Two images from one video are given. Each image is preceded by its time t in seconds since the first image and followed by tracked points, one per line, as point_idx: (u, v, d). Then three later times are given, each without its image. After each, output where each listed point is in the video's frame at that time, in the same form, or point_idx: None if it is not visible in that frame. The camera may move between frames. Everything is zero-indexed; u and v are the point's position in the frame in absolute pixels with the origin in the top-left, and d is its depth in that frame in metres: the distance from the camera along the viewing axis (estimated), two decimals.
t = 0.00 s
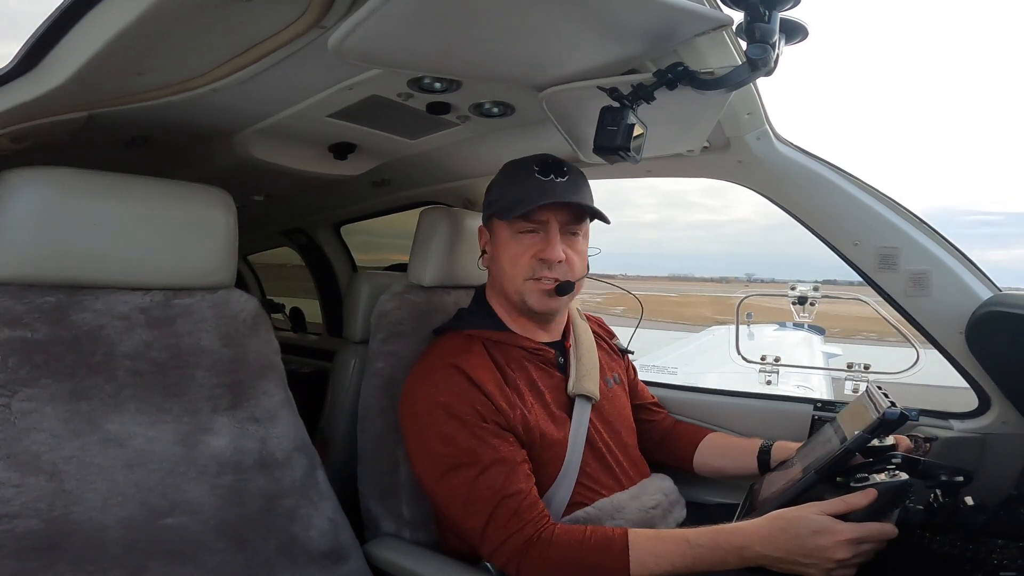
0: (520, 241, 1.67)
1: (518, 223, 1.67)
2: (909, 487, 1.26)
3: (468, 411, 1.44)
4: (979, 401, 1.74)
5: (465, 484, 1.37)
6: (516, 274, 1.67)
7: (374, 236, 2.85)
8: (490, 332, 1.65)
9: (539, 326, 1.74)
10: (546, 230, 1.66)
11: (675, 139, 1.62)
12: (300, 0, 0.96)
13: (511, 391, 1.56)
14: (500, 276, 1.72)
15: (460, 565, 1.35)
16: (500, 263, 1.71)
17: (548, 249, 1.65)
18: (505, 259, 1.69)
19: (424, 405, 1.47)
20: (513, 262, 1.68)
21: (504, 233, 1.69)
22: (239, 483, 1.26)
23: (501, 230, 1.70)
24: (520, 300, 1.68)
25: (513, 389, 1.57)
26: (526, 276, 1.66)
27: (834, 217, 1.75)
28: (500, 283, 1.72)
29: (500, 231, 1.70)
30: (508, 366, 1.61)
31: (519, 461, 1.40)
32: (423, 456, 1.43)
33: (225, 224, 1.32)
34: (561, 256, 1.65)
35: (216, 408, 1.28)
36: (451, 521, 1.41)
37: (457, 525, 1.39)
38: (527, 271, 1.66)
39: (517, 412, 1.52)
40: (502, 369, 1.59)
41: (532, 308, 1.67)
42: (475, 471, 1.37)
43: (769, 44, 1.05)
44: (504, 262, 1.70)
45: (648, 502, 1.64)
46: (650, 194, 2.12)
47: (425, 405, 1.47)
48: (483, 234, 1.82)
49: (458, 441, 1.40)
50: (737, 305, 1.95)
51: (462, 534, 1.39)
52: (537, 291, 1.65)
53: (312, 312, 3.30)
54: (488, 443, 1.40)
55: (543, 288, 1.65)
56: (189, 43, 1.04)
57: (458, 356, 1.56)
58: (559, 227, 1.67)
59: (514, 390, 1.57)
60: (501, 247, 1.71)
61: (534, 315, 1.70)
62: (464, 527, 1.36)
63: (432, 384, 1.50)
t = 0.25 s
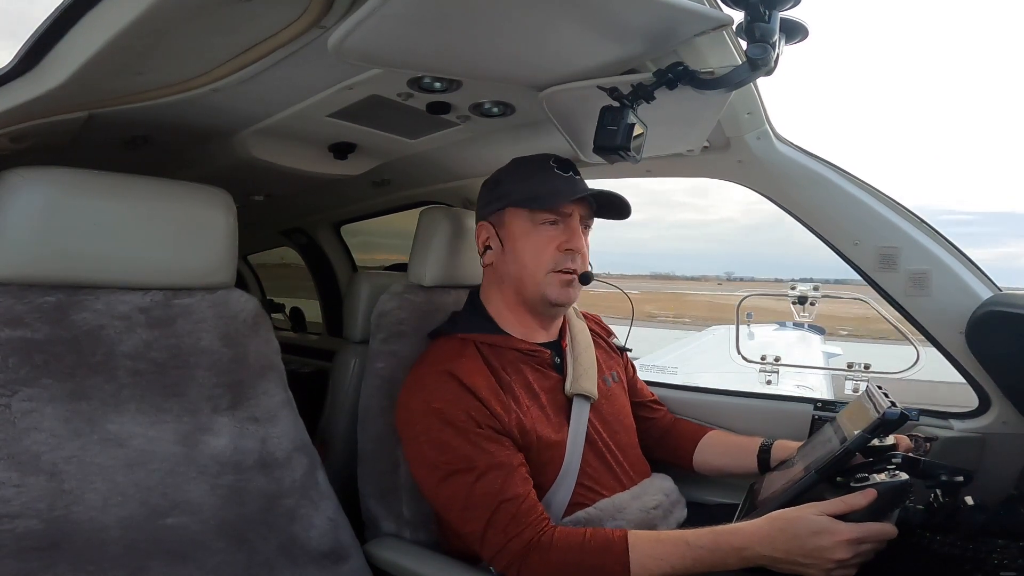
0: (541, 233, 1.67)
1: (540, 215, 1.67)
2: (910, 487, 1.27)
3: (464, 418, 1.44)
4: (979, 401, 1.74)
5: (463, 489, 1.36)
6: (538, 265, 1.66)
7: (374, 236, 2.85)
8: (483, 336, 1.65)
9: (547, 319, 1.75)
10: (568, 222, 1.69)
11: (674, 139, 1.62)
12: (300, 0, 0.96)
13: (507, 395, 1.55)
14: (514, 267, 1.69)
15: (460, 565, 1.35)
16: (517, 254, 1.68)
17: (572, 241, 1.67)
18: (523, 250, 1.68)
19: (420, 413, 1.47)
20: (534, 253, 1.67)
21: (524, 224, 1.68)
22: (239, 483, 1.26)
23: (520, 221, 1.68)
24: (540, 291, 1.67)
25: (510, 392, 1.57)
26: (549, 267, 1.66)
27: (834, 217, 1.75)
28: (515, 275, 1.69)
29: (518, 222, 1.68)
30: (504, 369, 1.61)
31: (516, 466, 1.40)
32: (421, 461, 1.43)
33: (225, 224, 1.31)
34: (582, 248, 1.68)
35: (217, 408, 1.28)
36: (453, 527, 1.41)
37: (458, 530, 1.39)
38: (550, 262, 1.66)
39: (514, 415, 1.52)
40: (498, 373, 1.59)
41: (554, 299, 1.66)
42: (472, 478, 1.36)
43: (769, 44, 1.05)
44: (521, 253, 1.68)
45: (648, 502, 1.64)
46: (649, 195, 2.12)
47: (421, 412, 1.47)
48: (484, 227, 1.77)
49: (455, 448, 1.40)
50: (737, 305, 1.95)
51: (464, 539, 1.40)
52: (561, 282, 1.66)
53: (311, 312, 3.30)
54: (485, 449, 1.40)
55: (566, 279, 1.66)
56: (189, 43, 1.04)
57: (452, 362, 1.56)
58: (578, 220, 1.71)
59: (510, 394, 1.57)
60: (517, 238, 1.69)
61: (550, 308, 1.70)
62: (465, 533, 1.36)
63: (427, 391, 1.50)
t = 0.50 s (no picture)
0: (553, 227, 1.67)
1: (551, 209, 1.68)
2: (910, 487, 1.29)
3: (465, 419, 1.44)
4: (979, 401, 1.74)
5: (464, 491, 1.37)
6: (552, 258, 1.66)
7: (374, 236, 2.85)
8: (482, 336, 1.65)
9: (555, 314, 1.75)
10: (578, 216, 1.71)
11: (674, 139, 1.62)
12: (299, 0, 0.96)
13: (508, 396, 1.55)
14: (525, 262, 1.68)
15: (460, 565, 1.35)
16: (529, 248, 1.68)
17: (583, 234, 1.70)
18: (536, 244, 1.67)
19: (421, 414, 1.47)
20: (547, 247, 1.67)
21: (535, 219, 1.68)
22: (239, 483, 1.26)
23: (531, 216, 1.68)
24: (554, 284, 1.66)
25: (510, 393, 1.57)
26: (562, 260, 1.66)
27: (834, 217, 1.75)
28: (526, 269, 1.68)
29: (529, 217, 1.68)
30: (505, 369, 1.61)
31: (517, 467, 1.40)
32: (422, 463, 1.44)
33: (225, 224, 1.32)
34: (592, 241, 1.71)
35: (217, 408, 1.28)
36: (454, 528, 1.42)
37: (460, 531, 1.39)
38: (563, 255, 1.66)
39: (514, 416, 1.52)
40: (499, 374, 1.59)
41: (568, 291, 1.67)
42: (473, 480, 1.37)
43: (769, 43, 1.05)
44: (533, 247, 1.67)
45: (649, 502, 1.64)
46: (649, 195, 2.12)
47: (421, 414, 1.47)
48: (490, 224, 1.75)
49: (456, 449, 1.40)
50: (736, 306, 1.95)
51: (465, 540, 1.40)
52: (575, 274, 1.67)
53: (312, 312, 3.30)
54: (486, 451, 1.40)
55: (579, 271, 1.67)
56: (189, 43, 1.04)
57: (453, 363, 1.56)
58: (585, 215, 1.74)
59: (511, 394, 1.57)
60: (529, 233, 1.68)
61: (561, 302, 1.70)
62: (466, 534, 1.37)
63: (428, 393, 1.50)
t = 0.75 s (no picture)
0: (553, 222, 1.68)
1: (551, 204, 1.69)
2: (909, 488, 1.27)
3: (466, 418, 1.44)
4: (979, 401, 1.73)
5: (464, 490, 1.37)
6: (553, 252, 1.66)
7: (375, 236, 2.85)
8: (485, 335, 1.65)
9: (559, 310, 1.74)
10: (577, 212, 1.72)
11: (675, 139, 1.62)
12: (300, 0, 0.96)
13: (510, 394, 1.55)
14: (527, 258, 1.68)
15: (461, 565, 1.35)
16: (530, 244, 1.68)
17: (584, 229, 1.70)
18: (537, 240, 1.67)
19: (422, 412, 1.47)
20: (548, 242, 1.67)
21: (535, 215, 1.68)
22: (239, 483, 1.26)
23: (531, 212, 1.69)
24: (556, 278, 1.66)
25: (512, 392, 1.57)
26: (563, 254, 1.66)
27: (834, 217, 1.75)
28: (528, 265, 1.68)
29: (529, 213, 1.69)
30: (507, 368, 1.61)
31: (518, 466, 1.40)
32: (423, 462, 1.44)
33: (225, 223, 1.32)
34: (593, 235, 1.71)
35: (217, 408, 1.28)
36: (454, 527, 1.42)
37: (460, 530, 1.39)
38: (565, 249, 1.66)
39: (516, 415, 1.52)
40: (501, 372, 1.59)
41: (571, 285, 1.67)
42: (474, 478, 1.36)
43: (770, 43, 1.05)
44: (534, 243, 1.68)
45: (649, 502, 1.64)
46: (650, 195, 2.12)
47: (423, 412, 1.47)
48: (491, 223, 1.75)
49: (457, 448, 1.40)
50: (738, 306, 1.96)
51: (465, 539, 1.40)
52: (577, 267, 1.67)
53: (312, 312, 3.30)
54: (487, 450, 1.39)
55: (581, 265, 1.67)
56: (190, 43, 1.04)
57: (455, 361, 1.56)
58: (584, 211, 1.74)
59: (513, 393, 1.57)
60: (529, 229, 1.68)
61: (564, 296, 1.70)
62: (465, 533, 1.37)
63: (429, 392, 1.50)
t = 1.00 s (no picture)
0: (551, 221, 1.69)
1: (548, 204, 1.70)
2: (910, 490, 1.28)
3: (466, 415, 1.44)
4: (979, 401, 1.73)
5: (463, 488, 1.37)
6: (552, 250, 1.67)
7: (374, 236, 2.85)
8: (486, 334, 1.65)
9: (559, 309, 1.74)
10: (575, 211, 1.73)
11: (675, 139, 1.62)
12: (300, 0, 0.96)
13: (509, 393, 1.56)
14: (526, 257, 1.69)
15: (460, 565, 1.35)
16: (529, 242, 1.68)
17: (582, 227, 1.70)
18: (535, 238, 1.68)
19: (422, 410, 1.47)
20: (546, 240, 1.67)
21: (533, 214, 1.69)
22: (239, 483, 1.26)
23: (530, 211, 1.70)
24: (556, 276, 1.67)
25: (512, 391, 1.57)
26: (562, 251, 1.67)
27: (834, 217, 1.74)
28: (527, 264, 1.68)
29: (528, 213, 1.70)
30: (507, 368, 1.61)
31: (517, 465, 1.40)
32: (421, 459, 1.44)
33: (225, 223, 1.32)
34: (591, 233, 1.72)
35: (217, 408, 1.28)
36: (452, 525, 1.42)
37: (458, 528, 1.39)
38: (563, 247, 1.67)
39: (515, 414, 1.52)
40: (501, 371, 1.59)
41: (571, 282, 1.67)
42: (473, 476, 1.37)
43: (770, 44, 1.05)
44: (533, 241, 1.68)
45: (648, 502, 1.64)
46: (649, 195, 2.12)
47: (422, 410, 1.47)
48: (490, 224, 1.76)
49: (456, 446, 1.40)
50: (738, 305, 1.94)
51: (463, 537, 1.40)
52: (575, 264, 1.67)
53: (312, 312, 3.30)
54: (486, 447, 1.39)
55: (580, 262, 1.67)
56: (190, 43, 1.04)
57: (455, 359, 1.56)
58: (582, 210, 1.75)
59: (512, 392, 1.57)
60: (528, 228, 1.69)
61: (564, 294, 1.70)
62: (463, 531, 1.37)
63: (429, 390, 1.50)
